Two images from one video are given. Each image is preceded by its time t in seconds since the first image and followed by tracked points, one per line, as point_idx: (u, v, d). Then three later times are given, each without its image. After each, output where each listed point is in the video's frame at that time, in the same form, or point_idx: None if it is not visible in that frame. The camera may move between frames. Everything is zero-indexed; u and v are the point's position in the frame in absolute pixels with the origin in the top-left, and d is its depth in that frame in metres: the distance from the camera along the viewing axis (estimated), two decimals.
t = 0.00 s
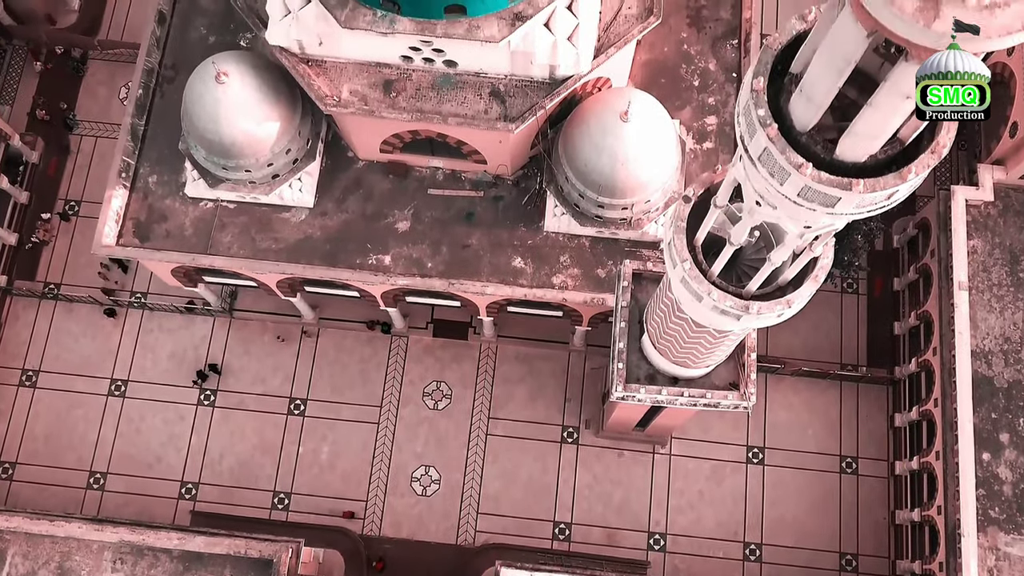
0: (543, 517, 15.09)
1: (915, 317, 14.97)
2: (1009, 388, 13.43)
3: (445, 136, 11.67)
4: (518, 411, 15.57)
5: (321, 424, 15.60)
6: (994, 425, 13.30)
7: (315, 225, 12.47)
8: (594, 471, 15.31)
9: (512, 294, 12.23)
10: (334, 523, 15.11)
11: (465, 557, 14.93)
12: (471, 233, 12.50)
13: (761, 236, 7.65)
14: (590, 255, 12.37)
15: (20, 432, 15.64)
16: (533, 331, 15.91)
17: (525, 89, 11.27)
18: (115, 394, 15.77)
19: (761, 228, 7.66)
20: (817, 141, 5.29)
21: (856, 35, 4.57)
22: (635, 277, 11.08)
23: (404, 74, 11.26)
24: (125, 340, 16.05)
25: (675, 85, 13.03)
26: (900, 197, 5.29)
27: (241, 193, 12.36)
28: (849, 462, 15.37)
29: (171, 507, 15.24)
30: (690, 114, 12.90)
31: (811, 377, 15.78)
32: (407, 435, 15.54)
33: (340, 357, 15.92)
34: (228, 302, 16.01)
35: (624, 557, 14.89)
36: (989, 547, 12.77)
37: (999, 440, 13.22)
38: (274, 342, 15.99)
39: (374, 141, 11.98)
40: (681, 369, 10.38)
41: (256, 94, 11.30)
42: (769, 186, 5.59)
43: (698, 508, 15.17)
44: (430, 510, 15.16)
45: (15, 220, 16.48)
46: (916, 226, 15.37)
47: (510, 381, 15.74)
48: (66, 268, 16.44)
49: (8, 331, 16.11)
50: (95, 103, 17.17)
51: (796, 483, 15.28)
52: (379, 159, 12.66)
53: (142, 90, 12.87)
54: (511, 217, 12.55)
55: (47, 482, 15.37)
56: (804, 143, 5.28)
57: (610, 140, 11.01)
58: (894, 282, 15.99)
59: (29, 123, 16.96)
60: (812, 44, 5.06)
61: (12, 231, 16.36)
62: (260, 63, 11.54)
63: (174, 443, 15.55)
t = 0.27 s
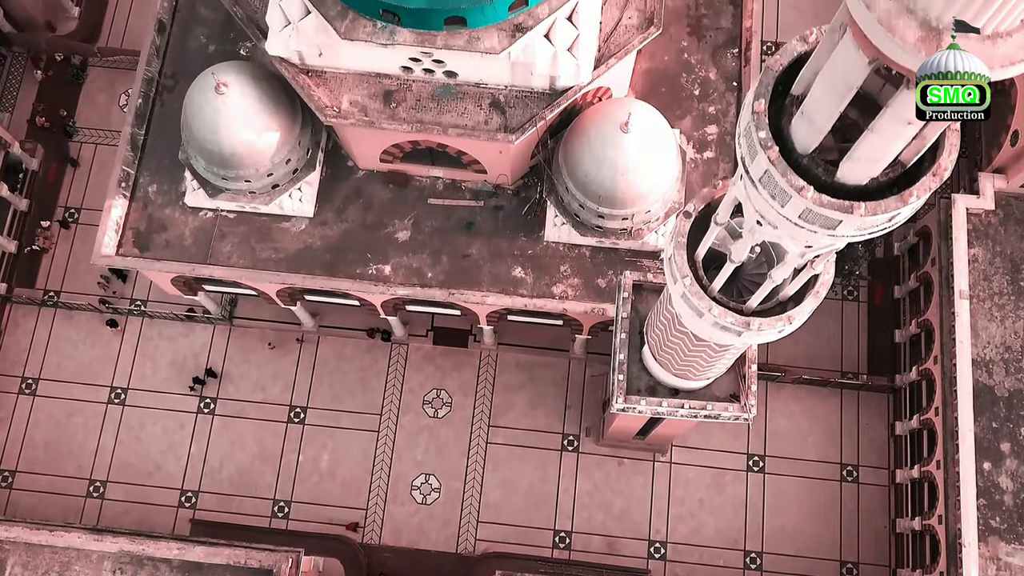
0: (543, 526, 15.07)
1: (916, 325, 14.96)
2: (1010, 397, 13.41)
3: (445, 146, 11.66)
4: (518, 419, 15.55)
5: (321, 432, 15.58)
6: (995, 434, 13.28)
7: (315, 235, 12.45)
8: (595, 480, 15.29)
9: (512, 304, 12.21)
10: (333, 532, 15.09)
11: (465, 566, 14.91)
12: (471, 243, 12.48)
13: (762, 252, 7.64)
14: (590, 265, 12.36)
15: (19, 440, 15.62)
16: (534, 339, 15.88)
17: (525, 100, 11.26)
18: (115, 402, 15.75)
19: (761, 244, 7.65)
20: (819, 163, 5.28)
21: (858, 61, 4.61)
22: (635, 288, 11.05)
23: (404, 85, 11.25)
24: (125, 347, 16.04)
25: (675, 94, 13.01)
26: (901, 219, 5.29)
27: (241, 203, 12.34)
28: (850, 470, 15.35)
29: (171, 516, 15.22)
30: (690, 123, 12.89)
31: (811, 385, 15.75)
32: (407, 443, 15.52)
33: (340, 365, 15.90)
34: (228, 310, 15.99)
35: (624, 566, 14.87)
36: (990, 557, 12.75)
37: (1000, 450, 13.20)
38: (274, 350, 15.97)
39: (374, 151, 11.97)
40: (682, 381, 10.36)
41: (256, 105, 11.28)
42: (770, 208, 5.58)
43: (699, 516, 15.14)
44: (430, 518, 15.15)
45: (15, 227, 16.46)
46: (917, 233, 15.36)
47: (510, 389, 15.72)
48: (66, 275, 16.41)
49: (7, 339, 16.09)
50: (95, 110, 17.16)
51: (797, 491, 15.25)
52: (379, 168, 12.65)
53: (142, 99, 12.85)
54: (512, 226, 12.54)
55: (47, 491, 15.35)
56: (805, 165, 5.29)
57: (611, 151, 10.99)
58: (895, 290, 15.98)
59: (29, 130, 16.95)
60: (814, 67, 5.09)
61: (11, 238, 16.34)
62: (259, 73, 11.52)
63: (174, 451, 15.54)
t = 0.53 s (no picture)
0: (543, 534, 15.05)
1: (916, 333, 14.95)
2: (1011, 407, 13.40)
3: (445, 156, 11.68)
4: (518, 427, 15.54)
5: (321, 440, 15.56)
6: (995, 444, 13.26)
7: (315, 244, 12.44)
8: (595, 488, 15.27)
9: (512, 314, 12.20)
10: (333, 540, 15.07)
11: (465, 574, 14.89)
12: (471, 252, 12.47)
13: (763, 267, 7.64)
14: (590, 274, 12.34)
15: (19, 448, 15.60)
16: (534, 347, 15.86)
17: (525, 110, 11.29)
18: (114, 409, 15.74)
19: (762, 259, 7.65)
20: (819, 186, 5.30)
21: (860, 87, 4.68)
22: (635, 299, 11.03)
23: (404, 96, 11.26)
24: (125, 355, 16.02)
25: (675, 103, 12.99)
26: (903, 242, 5.27)
27: (240, 213, 12.32)
28: (850, 478, 15.32)
29: (171, 524, 15.20)
30: (690, 132, 12.88)
31: (812, 393, 15.73)
32: (407, 450, 15.50)
33: (340, 373, 15.88)
34: (228, 318, 15.97)
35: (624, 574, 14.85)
36: (991, 567, 12.74)
37: (1000, 459, 13.19)
38: (274, 358, 15.96)
39: (374, 161, 11.97)
40: (682, 393, 10.34)
41: (256, 115, 11.26)
42: (771, 229, 5.58)
43: (699, 524, 15.13)
44: (430, 526, 15.13)
45: (14, 235, 16.44)
46: (917, 241, 15.33)
47: (510, 396, 15.71)
48: (66, 282, 16.40)
49: (7, 346, 16.07)
50: (94, 116, 17.15)
51: (797, 499, 15.23)
52: (379, 178, 12.64)
53: (142, 108, 12.84)
54: (512, 236, 12.53)
55: (46, 499, 15.33)
56: (806, 187, 5.31)
57: (611, 161, 10.97)
58: (895, 297, 15.97)
59: (28, 137, 16.93)
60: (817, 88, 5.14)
61: (11, 245, 16.33)
62: (259, 83, 11.50)
63: (174, 459, 15.52)
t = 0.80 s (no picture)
0: (543, 542, 15.03)
1: (917, 341, 14.95)
2: (1012, 416, 13.38)
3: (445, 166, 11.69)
4: (518, 435, 15.52)
5: (321, 448, 15.54)
6: (996, 453, 13.25)
7: (315, 254, 12.43)
8: (595, 496, 15.25)
9: (513, 323, 12.18)
10: (333, 547, 15.05)
11: None
12: (471, 262, 12.45)
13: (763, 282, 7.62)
14: (590, 284, 12.32)
15: (19, 456, 15.58)
16: (534, 355, 15.84)
17: (525, 121, 11.24)
18: (114, 417, 15.72)
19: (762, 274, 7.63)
20: (820, 208, 5.36)
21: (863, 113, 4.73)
22: (635, 309, 11.00)
23: (404, 106, 11.25)
24: (125, 363, 16.00)
25: (676, 112, 12.98)
26: (904, 263, 5.30)
27: (240, 223, 12.29)
28: (851, 486, 15.30)
29: (171, 532, 15.18)
30: (691, 141, 12.87)
31: (812, 401, 15.71)
32: (407, 458, 15.48)
33: (340, 380, 15.87)
34: (228, 325, 15.96)
35: None
36: None
37: (1001, 468, 13.17)
38: (274, 365, 15.94)
39: (374, 171, 11.96)
40: (683, 405, 10.32)
41: (255, 125, 11.24)
42: (772, 251, 5.62)
43: (699, 532, 15.11)
44: (430, 534, 15.11)
45: (14, 242, 16.43)
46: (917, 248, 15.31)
47: (510, 404, 15.69)
48: (66, 290, 16.38)
49: (6, 354, 16.05)
50: (94, 123, 17.13)
51: (798, 507, 15.21)
52: (379, 187, 12.62)
53: (142, 117, 12.82)
54: (512, 245, 12.51)
55: (46, 507, 15.32)
56: (806, 210, 5.36)
57: (612, 172, 10.95)
58: (895, 305, 15.96)
59: (28, 144, 16.92)
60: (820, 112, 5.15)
61: (11, 252, 16.32)
62: (258, 93, 11.48)
63: (174, 467, 15.50)
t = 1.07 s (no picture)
0: (543, 550, 15.01)
1: (918, 349, 14.94)
2: (1013, 424, 13.36)
3: (445, 176, 11.68)
4: (518, 443, 15.50)
5: (321, 456, 15.52)
6: (997, 462, 13.23)
7: (314, 263, 12.41)
8: (595, 503, 15.23)
9: (513, 333, 12.16)
10: (333, 555, 15.04)
11: None
12: (471, 271, 12.44)
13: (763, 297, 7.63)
14: (591, 293, 12.30)
15: (18, 463, 15.56)
16: (534, 362, 15.83)
17: (525, 131, 11.30)
18: (114, 425, 15.70)
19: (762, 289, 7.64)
20: (821, 231, 5.50)
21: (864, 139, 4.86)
22: (635, 320, 10.97)
23: (404, 116, 11.24)
24: (124, 370, 15.98)
25: (676, 121, 12.96)
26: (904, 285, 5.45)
27: (240, 232, 12.28)
28: (851, 494, 15.28)
29: (170, 540, 15.17)
30: (691, 150, 12.86)
31: (812, 409, 15.69)
32: (406, 466, 15.47)
33: (340, 388, 15.85)
34: (228, 333, 15.95)
35: None
36: None
37: (1002, 477, 13.15)
38: (273, 373, 15.92)
39: (374, 180, 11.96)
40: (684, 416, 10.31)
41: (255, 135, 11.23)
42: (772, 272, 5.74)
43: (700, 540, 15.09)
44: (430, 542, 15.10)
45: (14, 249, 16.41)
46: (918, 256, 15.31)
47: (510, 411, 15.67)
48: (65, 297, 16.36)
49: (6, 361, 16.03)
50: (94, 130, 17.12)
51: (798, 515, 15.19)
52: (379, 196, 12.61)
53: (141, 126, 12.80)
54: (512, 254, 12.50)
55: (45, 514, 15.30)
56: (808, 232, 5.51)
57: (612, 182, 10.93)
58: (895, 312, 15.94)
59: (28, 151, 16.91)
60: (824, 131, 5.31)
61: (10, 260, 16.31)
62: (258, 103, 11.46)
63: (174, 474, 15.48)
